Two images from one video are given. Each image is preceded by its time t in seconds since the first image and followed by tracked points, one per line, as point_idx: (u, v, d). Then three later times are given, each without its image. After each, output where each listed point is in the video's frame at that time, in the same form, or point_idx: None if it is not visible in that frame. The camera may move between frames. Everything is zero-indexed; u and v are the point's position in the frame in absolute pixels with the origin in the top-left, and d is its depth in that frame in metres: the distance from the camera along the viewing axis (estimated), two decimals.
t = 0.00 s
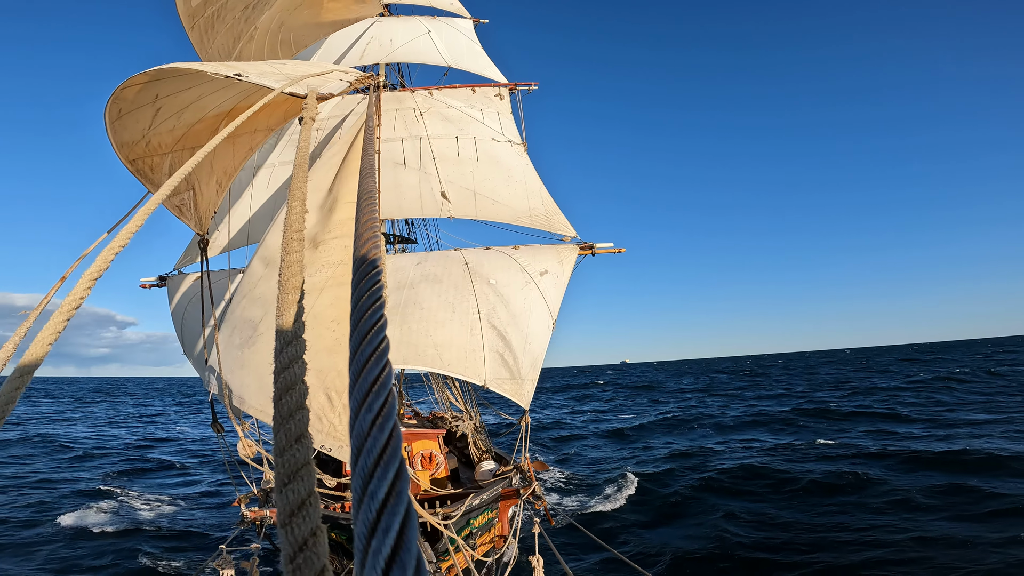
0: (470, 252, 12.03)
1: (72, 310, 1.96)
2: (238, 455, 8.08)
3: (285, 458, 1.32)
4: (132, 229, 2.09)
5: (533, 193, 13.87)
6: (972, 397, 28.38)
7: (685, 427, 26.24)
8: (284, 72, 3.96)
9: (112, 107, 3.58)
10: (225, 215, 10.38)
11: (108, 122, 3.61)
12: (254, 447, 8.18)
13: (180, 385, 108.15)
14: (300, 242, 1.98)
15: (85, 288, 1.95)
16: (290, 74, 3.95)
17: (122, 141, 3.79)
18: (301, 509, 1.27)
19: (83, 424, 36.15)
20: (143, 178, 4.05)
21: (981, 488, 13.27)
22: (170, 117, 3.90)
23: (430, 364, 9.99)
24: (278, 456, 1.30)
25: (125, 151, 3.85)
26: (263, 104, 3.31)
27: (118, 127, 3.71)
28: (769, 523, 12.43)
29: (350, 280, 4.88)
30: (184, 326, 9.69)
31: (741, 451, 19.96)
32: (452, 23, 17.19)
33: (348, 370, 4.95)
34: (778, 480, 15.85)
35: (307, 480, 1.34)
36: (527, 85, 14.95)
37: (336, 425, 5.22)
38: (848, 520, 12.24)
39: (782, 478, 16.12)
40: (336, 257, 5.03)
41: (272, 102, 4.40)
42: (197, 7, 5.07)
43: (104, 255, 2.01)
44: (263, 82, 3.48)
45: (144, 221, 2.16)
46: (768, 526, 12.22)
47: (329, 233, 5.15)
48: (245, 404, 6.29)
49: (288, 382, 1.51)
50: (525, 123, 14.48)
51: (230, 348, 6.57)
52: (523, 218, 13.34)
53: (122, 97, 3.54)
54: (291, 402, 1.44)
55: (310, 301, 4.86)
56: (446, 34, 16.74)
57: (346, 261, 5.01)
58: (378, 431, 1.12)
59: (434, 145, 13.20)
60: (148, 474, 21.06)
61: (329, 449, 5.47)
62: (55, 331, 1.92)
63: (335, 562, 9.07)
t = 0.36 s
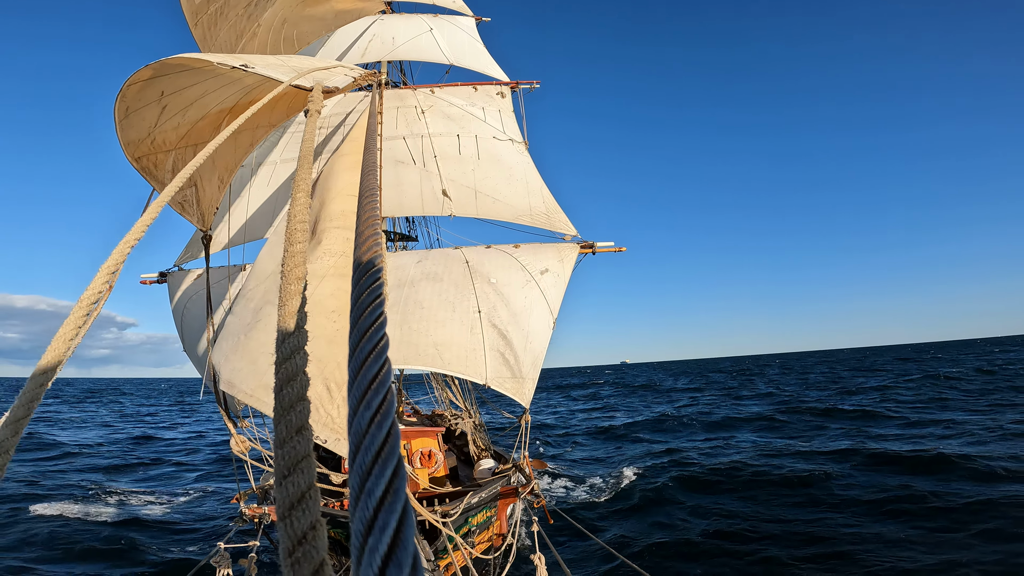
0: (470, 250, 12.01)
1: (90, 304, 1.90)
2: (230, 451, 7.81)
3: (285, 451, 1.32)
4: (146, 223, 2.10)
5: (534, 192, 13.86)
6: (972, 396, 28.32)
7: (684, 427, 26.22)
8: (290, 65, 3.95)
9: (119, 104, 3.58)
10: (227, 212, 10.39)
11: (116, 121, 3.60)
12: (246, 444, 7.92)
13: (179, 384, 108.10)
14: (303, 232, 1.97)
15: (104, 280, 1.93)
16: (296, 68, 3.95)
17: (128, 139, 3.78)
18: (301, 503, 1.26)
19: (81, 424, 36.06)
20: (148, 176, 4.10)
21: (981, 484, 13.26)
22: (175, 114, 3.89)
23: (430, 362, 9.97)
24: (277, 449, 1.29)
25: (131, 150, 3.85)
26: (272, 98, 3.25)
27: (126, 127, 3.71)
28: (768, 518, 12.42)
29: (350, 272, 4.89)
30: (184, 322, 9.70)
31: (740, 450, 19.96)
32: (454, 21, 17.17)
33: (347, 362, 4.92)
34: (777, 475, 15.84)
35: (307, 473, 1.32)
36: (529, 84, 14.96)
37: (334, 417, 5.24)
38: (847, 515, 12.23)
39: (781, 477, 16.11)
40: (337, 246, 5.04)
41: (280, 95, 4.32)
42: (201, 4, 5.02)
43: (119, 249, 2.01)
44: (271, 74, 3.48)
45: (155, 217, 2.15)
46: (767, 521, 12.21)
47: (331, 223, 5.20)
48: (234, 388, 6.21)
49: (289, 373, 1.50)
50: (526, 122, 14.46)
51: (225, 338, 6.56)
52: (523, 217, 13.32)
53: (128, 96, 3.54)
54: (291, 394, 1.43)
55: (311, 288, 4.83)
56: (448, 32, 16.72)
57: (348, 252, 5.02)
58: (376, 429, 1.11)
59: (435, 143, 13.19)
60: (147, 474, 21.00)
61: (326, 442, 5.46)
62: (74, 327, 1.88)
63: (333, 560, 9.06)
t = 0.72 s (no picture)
0: (470, 249, 12.01)
1: (97, 316, 1.88)
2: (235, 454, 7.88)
3: (283, 456, 1.32)
4: (150, 239, 2.01)
5: (534, 190, 13.85)
6: (972, 396, 28.32)
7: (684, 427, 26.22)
8: (289, 72, 3.93)
9: (115, 101, 3.53)
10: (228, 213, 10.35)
11: (110, 116, 3.57)
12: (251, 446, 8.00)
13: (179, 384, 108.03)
14: (301, 242, 1.96)
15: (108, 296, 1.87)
16: (295, 73, 3.92)
17: (120, 134, 3.74)
18: (298, 507, 1.26)
19: (80, 424, 36.01)
20: (144, 172, 4.08)
21: (981, 484, 13.25)
22: (171, 112, 3.87)
23: (430, 362, 9.97)
24: (276, 454, 1.29)
25: (123, 144, 3.82)
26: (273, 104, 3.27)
27: (119, 121, 3.67)
28: (767, 518, 12.43)
29: (350, 276, 4.85)
30: (184, 321, 9.70)
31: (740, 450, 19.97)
32: (454, 20, 17.15)
33: (346, 365, 4.96)
34: (776, 476, 15.86)
35: (305, 477, 1.33)
36: (529, 83, 14.94)
37: (334, 420, 5.25)
38: (846, 514, 12.25)
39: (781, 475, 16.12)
40: (336, 251, 4.91)
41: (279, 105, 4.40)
42: (201, 3, 5.05)
43: (124, 263, 1.94)
44: (269, 84, 3.46)
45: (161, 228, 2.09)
46: (766, 521, 12.23)
47: (329, 226, 5.07)
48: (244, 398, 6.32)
49: (288, 381, 1.51)
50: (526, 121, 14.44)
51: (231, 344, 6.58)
52: (523, 215, 13.30)
53: (127, 93, 3.51)
54: (290, 400, 1.43)
55: (310, 294, 4.86)
56: (448, 31, 16.69)
57: (347, 255, 4.89)
58: (377, 428, 1.11)
59: (435, 141, 13.17)
60: (147, 473, 20.99)
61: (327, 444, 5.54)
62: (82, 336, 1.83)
63: (332, 559, 9.07)
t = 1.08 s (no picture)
0: (469, 249, 12.01)
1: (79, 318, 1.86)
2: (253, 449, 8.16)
3: (283, 459, 1.31)
4: (137, 241, 2.02)
5: (533, 189, 13.84)
6: (972, 396, 28.30)
7: (684, 426, 26.23)
8: (287, 77, 3.92)
9: (116, 104, 3.51)
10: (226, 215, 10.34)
11: (108, 117, 3.54)
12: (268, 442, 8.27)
13: (178, 385, 107.94)
14: (301, 247, 1.95)
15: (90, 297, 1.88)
16: (294, 78, 3.90)
17: (114, 132, 3.73)
18: (298, 509, 1.26)
19: (80, 424, 36.01)
20: (128, 168, 4.04)
21: (980, 483, 13.25)
22: (170, 114, 3.86)
23: (430, 362, 9.97)
24: (276, 458, 1.29)
25: (113, 142, 3.80)
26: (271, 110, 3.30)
27: (115, 121, 3.65)
28: (766, 516, 12.45)
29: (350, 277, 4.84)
30: (182, 322, 9.69)
31: (739, 450, 19.98)
32: (452, 19, 17.15)
33: (346, 367, 4.92)
34: (775, 475, 15.88)
35: (304, 480, 1.33)
36: (527, 82, 14.93)
37: (334, 423, 5.23)
38: (846, 512, 12.25)
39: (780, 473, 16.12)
40: (335, 253, 4.98)
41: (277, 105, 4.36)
42: (202, 3, 5.17)
43: (109, 265, 1.94)
44: (268, 89, 3.44)
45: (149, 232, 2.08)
46: (765, 518, 12.25)
47: (328, 229, 5.10)
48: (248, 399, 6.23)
49: (287, 385, 1.50)
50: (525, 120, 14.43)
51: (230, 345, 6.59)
52: (522, 214, 13.29)
53: (127, 97, 3.50)
54: (290, 404, 1.43)
55: (308, 298, 4.84)
56: (446, 30, 16.67)
57: (346, 257, 4.95)
58: (377, 428, 1.11)
59: (433, 141, 13.15)
60: (146, 473, 20.98)
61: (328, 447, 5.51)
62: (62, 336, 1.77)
63: (333, 558, 9.07)
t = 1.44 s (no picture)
0: (468, 249, 12.02)
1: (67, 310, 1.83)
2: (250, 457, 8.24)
3: (283, 457, 1.31)
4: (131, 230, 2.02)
5: (531, 189, 13.84)
6: (972, 396, 28.30)
7: (684, 426, 26.23)
8: (284, 76, 3.90)
9: (116, 110, 3.50)
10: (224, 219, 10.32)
11: (109, 122, 3.51)
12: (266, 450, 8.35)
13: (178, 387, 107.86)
14: (299, 242, 1.95)
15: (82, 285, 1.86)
16: (292, 78, 3.90)
17: (116, 138, 3.69)
18: (299, 508, 1.26)
19: (79, 425, 36.02)
20: (133, 174, 4.02)
21: (980, 483, 13.25)
22: (171, 119, 3.87)
23: (430, 361, 9.96)
24: (277, 456, 1.29)
25: (116, 147, 3.76)
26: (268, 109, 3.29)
27: (116, 128, 3.62)
28: (766, 514, 12.45)
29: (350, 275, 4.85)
30: (182, 325, 9.67)
31: (740, 449, 19.97)
32: (450, 20, 17.15)
33: (346, 365, 4.94)
34: (775, 474, 15.90)
35: (305, 479, 1.33)
36: (526, 82, 14.94)
37: (333, 420, 5.23)
38: (846, 511, 12.25)
39: (780, 472, 16.13)
40: (334, 250, 4.99)
41: (277, 105, 4.40)
42: (206, 3, 5.00)
43: (100, 256, 1.93)
44: (265, 87, 3.45)
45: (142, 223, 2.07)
46: (765, 516, 12.26)
47: (327, 226, 5.14)
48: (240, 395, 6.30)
49: (287, 381, 1.50)
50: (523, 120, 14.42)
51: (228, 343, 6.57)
52: (520, 214, 13.29)
53: (127, 104, 3.49)
54: (290, 401, 1.43)
55: (308, 294, 4.83)
56: (444, 31, 16.66)
57: (345, 255, 4.97)
58: (379, 429, 1.11)
59: (431, 141, 13.16)
60: (146, 474, 20.99)
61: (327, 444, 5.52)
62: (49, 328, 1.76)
63: (333, 559, 9.08)
